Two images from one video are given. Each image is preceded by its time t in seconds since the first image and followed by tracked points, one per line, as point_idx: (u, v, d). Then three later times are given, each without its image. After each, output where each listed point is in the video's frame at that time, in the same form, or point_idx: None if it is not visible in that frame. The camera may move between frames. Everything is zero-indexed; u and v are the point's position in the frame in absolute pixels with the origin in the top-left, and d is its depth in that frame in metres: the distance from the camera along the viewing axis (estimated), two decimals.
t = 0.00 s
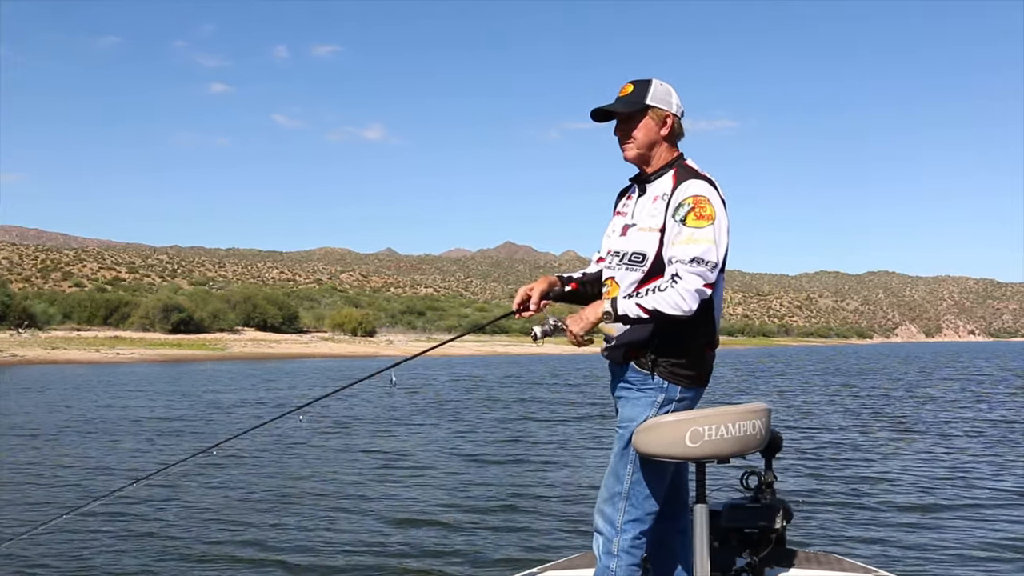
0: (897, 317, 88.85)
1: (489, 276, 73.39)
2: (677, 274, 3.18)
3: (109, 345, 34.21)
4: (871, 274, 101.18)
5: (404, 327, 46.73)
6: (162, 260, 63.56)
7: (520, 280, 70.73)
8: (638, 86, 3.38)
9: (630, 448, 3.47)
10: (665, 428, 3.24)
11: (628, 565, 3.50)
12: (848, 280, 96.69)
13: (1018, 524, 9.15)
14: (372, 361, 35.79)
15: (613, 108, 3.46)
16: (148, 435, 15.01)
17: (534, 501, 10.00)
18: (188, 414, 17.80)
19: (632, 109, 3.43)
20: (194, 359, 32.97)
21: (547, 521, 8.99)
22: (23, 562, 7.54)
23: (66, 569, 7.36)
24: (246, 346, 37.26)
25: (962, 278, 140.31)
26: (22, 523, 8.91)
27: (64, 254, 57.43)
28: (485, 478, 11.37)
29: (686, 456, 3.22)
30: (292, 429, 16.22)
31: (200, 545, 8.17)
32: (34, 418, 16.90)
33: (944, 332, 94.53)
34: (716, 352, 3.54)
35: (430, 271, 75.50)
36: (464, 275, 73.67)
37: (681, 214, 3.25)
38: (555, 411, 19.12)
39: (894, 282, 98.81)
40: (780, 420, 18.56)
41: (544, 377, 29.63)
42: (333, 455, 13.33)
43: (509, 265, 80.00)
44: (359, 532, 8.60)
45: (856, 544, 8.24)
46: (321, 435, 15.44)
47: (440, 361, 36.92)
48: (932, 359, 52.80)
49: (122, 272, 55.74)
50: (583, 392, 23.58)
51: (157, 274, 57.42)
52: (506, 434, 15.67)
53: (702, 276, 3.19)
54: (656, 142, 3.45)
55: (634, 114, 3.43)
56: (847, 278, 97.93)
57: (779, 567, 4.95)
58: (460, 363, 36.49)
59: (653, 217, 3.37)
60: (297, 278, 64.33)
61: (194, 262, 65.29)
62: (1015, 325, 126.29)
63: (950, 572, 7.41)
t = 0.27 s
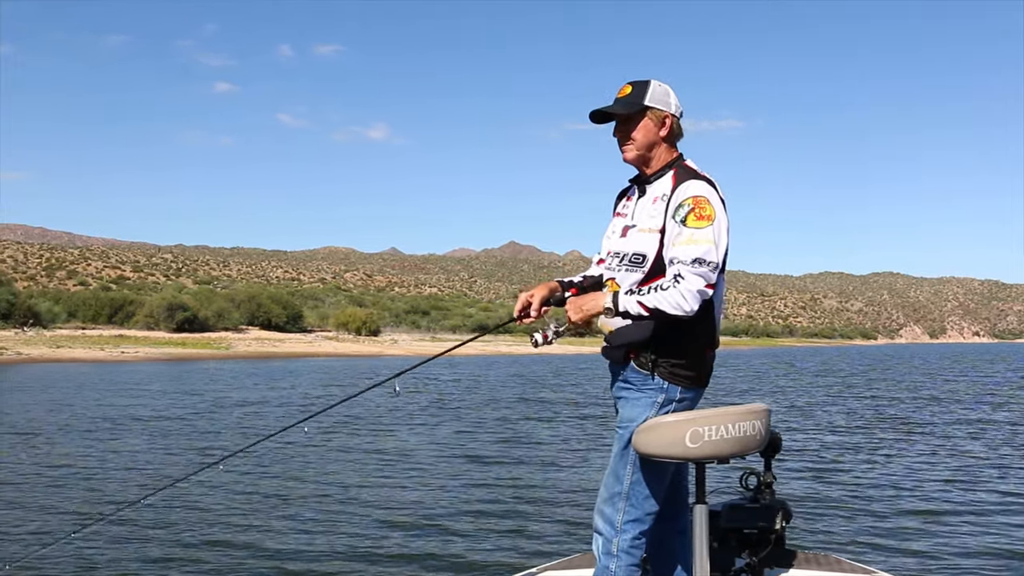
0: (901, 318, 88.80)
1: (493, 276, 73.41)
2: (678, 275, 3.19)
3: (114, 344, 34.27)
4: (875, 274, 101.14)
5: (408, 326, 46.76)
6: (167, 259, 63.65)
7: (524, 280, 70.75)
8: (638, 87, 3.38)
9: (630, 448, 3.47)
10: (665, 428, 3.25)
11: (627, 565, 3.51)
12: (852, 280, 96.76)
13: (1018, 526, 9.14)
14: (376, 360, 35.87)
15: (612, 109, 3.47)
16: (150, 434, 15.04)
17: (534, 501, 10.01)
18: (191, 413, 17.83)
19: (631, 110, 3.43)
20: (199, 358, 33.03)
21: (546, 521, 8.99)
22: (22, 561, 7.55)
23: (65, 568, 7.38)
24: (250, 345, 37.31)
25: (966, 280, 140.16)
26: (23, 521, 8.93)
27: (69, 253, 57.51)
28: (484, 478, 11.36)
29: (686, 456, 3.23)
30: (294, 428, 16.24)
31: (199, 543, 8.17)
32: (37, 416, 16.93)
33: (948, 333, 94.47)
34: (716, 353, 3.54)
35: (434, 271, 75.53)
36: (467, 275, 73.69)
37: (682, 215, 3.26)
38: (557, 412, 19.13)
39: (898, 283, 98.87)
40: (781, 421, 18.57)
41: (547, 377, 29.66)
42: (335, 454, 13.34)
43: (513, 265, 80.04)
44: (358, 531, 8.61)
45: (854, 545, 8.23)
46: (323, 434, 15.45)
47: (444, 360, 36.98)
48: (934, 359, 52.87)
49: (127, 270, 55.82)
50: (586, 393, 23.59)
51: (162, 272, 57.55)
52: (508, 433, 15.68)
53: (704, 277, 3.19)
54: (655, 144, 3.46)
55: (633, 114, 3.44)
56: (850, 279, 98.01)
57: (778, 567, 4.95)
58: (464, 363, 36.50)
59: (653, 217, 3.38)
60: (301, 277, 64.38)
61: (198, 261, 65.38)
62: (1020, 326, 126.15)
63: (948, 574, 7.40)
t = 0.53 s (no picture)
0: (908, 318, 88.64)
1: (499, 275, 73.40)
2: (678, 275, 3.20)
3: (121, 343, 34.31)
4: (882, 275, 101.01)
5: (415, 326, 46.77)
6: (174, 258, 63.73)
7: (531, 280, 70.74)
8: (640, 85, 3.39)
9: (631, 448, 3.48)
10: (666, 429, 3.25)
11: (629, 565, 3.52)
12: (859, 280, 96.64)
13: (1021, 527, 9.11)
14: (383, 359, 35.92)
15: (614, 106, 3.47)
16: (155, 433, 15.06)
17: (536, 500, 10.01)
18: (196, 413, 17.85)
19: (633, 108, 3.44)
20: (206, 357, 33.06)
21: (548, 521, 8.98)
22: (24, 559, 7.57)
23: (68, 566, 7.40)
24: (257, 344, 37.34)
25: (973, 279, 139.83)
26: (26, 520, 8.95)
27: (77, 252, 57.59)
28: (487, 478, 11.36)
29: (687, 456, 3.23)
30: (299, 427, 16.25)
31: (202, 542, 8.18)
32: (42, 415, 16.97)
33: (956, 333, 94.30)
34: (717, 353, 3.55)
35: (440, 270, 75.53)
36: (474, 275, 73.68)
37: (680, 215, 3.27)
38: (562, 412, 19.11)
39: (905, 283, 98.76)
40: (786, 421, 18.55)
41: (552, 376, 29.64)
42: (339, 453, 13.35)
43: (519, 264, 80.02)
44: (360, 530, 8.62)
45: (857, 546, 8.22)
46: (327, 434, 15.47)
47: (450, 360, 37.00)
48: (941, 360, 52.79)
49: (134, 269, 55.89)
50: (591, 392, 23.58)
51: (169, 271, 57.68)
52: (512, 433, 15.68)
53: (703, 277, 3.20)
54: (656, 142, 3.46)
55: (635, 113, 3.45)
56: (857, 279, 97.93)
57: (780, 567, 4.95)
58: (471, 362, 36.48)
59: (652, 216, 3.38)
60: (308, 277, 64.41)
61: (205, 260, 65.45)
62: None
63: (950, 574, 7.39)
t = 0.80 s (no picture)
0: (914, 319, 88.56)
1: (504, 276, 73.40)
2: (676, 275, 3.19)
3: (127, 343, 34.34)
4: (887, 275, 101.04)
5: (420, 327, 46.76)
6: (179, 259, 63.79)
7: (535, 280, 70.73)
8: (637, 85, 3.38)
9: (631, 448, 3.47)
10: (666, 429, 3.24)
11: (629, 564, 3.51)
12: (865, 280, 96.50)
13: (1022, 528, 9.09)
14: (388, 360, 35.90)
15: (610, 105, 3.47)
16: (157, 434, 15.06)
17: (537, 501, 9.99)
18: (200, 413, 17.87)
19: (630, 106, 3.43)
20: (212, 358, 33.07)
21: (547, 522, 8.98)
22: (22, 559, 7.57)
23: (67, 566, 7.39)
24: (263, 345, 37.35)
25: (979, 279, 139.61)
26: (26, 520, 8.96)
27: (82, 253, 57.67)
28: (488, 479, 11.34)
29: (687, 456, 3.22)
30: (302, 427, 16.26)
31: (201, 543, 8.18)
32: (46, 416, 16.98)
33: (961, 334, 94.20)
34: (716, 352, 3.54)
35: (445, 271, 75.55)
36: (479, 275, 73.70)
37: (677, 215, 3.25)
38: (566, 413, 19.08)
39: (911, 283, 98.63)
40: (789, 422, 18.50)
41: (557, 377, 29.61)
42: (341, 454, 13.34)
43: (524, 265, 80.02)
44: (360, 531, 8.60)
45: (858, 547, 8.19)
46: (330, 435, 15.46)
47: (455, 360, 36.98)
48: (947, 360, 52.69)
49: (139, 271, 55.95)
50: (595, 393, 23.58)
51: (174, 272, 57.72)
52: (514, 433, 15.67)
53: (701, 277, 3.19)
54: (651, 143, 3.45)
55: (632, 111, 3.44)
56: (863, 279, 97.81)
57: (779, 568, 4.94)
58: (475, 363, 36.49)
59: (649, 217, 3.38)
60: (313, 277, 64.45)
61: (210, 261, 65.51)
62: None
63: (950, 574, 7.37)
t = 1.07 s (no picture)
0: (919, 320, 88.36)
1: (508, 278, 73.36)
2: (670, 277, 3.18)
3: (131, 345, 34.39)
4: (893, 276, 100.87)
5: (425, 329, 46.76)
6: (184, 261, 63.86)
7: (539, 282, 70.68)
8: (628, 88, 3.38)
9: (630, 449, 3.46)
10: (663, 430, 3.23)
11: (628, 566, 3.50)
12: (870, 282, 96.35)
13: None
14: (393, 362, 35.87)
15: (603, 107, 3.46)
16: (159, 436, 15.05)
17: (536, 503, 9.96)
18: (202, 415, 17.90)
19: (621, 109, 3.43)
20: (216, 360, 33.11)
21: (546, 523, 8.97)
22: (19, 561, 7.57)
23: (62, 568, 7.39)
24: (267, 347, 37.37)
25: (985, 280, 139.37)
26: (24, 522, 8.96)
27: (88, 255, 57.76)
28: (488, 481, 11.32)
29: (685, 457, 3.22)
30: (304, 429, 16.27)
31: (198, 545, 8.17)
32: (49, 418, 17.03)
33: (967, 335, 93.99)
34: (714, 353, 3.53)
35: (450, 272, 75.54)
36: (483, 277, 73.68)
37: (673, 217, 3.25)
38: (568, 415, 19.04)
39: (916, 285, 98.46)
40: (792, 423, 18.46)
41: (561, 379, 29.57)
42: (342, 456, 13.35)
43: (529, 266, 80.00)
44: (357, 533, 8.59)
45: (858, 550, 8.15)
46: (332, 437, 15.47)
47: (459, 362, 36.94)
48: (952, 362, 52.59)
49: (144, 273, 56.01)
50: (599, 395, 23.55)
51: (179, 274, 57.75)
52: (516, 435, 15.65)
53: (696, 278, 3.19)
54: (645, 144, 3.44)
55: (623, 114, 3.44)
56: (868, 280, 97.67)
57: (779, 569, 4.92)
58: (479, 364, 36.46)
59: (646, 218, 3.37)
60: (317, 279, 64.48)
61: (215, 263, 65.56)
62: None
63: None
